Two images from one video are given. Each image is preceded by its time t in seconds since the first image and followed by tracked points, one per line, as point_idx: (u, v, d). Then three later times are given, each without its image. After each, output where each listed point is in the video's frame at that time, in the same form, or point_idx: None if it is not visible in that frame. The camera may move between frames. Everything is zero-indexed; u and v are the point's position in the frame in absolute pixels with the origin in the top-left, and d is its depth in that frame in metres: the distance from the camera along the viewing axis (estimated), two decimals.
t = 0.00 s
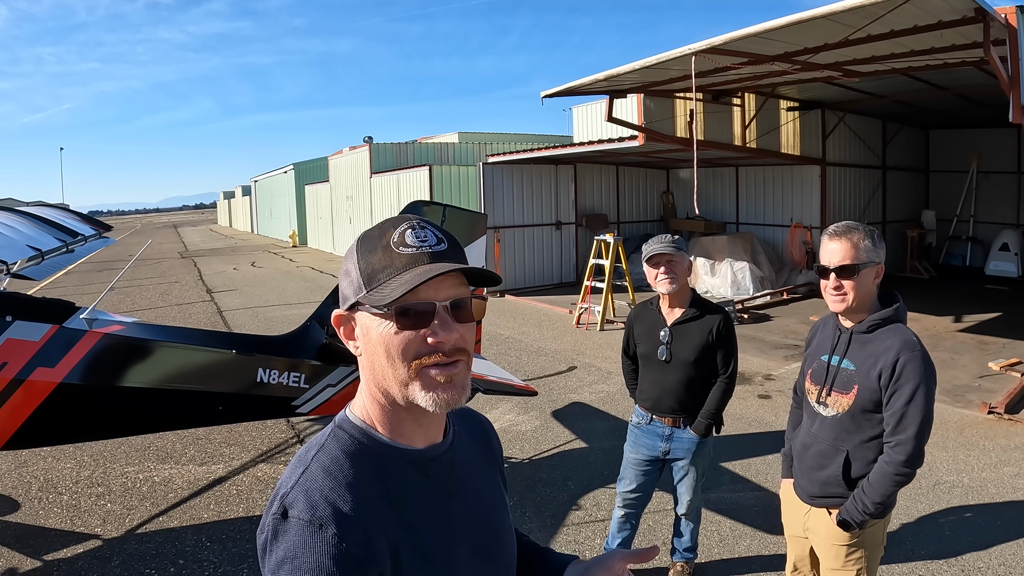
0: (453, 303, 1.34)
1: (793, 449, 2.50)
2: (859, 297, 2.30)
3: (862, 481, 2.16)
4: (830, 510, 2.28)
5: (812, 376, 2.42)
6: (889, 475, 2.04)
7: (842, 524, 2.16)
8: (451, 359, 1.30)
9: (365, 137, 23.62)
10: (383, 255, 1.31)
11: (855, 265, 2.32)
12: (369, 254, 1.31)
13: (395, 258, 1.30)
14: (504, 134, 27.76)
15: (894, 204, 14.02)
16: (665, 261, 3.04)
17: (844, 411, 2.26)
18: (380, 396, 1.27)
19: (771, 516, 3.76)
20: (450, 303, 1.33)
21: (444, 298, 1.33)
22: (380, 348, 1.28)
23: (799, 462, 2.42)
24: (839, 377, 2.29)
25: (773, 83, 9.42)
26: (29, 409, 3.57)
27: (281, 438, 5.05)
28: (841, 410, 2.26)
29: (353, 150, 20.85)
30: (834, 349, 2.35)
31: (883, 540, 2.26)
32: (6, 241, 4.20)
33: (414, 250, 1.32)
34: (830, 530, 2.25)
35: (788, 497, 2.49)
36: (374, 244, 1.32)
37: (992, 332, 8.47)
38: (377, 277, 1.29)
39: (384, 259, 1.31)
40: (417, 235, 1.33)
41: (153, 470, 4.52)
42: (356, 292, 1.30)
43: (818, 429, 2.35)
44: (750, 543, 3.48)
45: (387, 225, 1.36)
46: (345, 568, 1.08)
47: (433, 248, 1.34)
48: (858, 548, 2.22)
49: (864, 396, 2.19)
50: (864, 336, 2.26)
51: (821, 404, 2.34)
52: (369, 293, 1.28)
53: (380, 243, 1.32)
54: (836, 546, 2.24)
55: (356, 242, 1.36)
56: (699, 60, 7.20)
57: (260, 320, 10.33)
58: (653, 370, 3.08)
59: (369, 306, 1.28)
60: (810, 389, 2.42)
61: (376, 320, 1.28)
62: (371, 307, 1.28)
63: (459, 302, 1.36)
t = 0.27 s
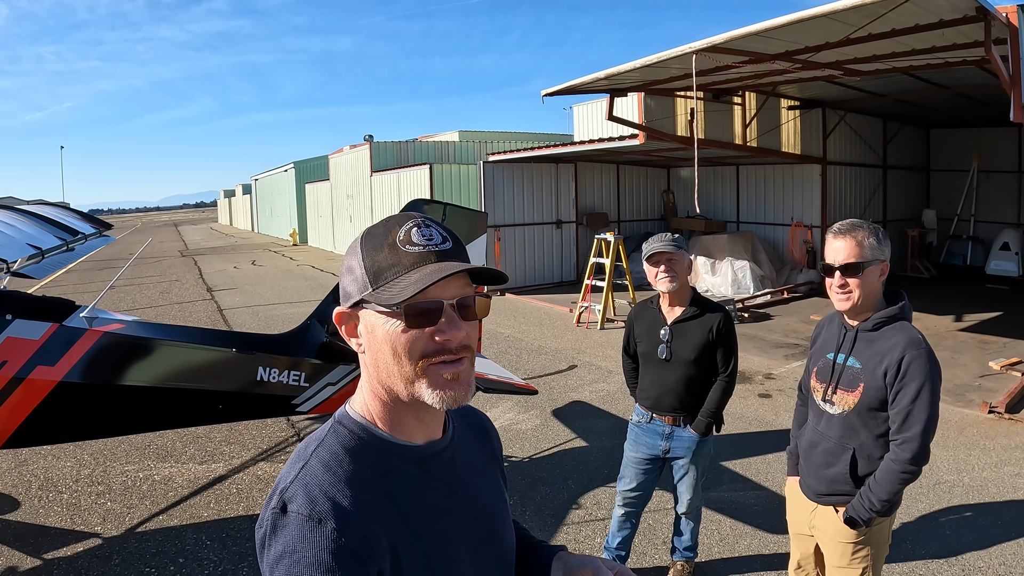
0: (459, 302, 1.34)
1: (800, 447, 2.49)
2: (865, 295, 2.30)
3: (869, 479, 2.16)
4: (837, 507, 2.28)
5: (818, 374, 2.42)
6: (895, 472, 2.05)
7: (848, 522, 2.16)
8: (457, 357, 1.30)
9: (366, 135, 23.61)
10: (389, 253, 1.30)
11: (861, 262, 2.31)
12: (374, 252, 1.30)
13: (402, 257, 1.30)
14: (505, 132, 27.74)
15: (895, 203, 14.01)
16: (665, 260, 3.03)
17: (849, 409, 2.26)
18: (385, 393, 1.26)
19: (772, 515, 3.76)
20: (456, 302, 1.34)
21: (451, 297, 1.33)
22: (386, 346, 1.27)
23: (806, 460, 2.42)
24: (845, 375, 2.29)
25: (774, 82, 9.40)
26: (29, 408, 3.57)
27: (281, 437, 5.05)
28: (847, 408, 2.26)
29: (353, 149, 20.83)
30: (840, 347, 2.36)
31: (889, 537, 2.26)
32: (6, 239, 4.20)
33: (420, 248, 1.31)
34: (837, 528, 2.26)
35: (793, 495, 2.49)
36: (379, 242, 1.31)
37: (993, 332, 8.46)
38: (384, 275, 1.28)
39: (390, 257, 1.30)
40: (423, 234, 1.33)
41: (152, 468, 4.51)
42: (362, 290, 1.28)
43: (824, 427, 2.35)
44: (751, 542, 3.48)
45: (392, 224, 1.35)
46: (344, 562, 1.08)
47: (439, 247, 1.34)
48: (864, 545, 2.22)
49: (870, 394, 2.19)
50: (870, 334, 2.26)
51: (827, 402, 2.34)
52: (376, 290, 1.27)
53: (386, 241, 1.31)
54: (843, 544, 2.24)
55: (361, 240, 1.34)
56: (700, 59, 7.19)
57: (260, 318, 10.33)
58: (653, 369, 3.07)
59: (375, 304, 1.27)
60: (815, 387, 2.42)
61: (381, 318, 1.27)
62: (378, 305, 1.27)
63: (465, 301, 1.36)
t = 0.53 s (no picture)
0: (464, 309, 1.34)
1: (802, 449, 2.49)
2: (859, 298, 2.30)
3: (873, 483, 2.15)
4: (839, 511, 2.27)
5: (821, 377, 2.41)
6: (900, 476, 2.04)
7: (851, 525, 2.15)
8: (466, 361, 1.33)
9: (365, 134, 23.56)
10: (402, 265, 1.25)
11: (854, 267, 2.33)
12: (385, 263, 1.24)
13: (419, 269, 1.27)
14: (504, 131, 27.70)
15: (895, 202, 13.99)
16: (663, 261, 3.02)
17: (853, 412, 2.25)
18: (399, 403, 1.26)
19: (771, 517, 3.75)
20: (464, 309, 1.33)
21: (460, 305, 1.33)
22: (402, 358, 1.25)
23: (809, 463, 2.42)
24: (850, 378, 2.28)
25: (774, 81, 9.38)
26: (25, 408, 3.56)
27: (279, 436, 5.04)
28: (851, 412, 2.25)
29: (353, 147, 20.81)
30: (844, 350, 2.34)
31: (891, 541, 2.25)
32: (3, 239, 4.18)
33: (432, 259, 1.29)
34: (840, 531, 2.25)
35: (796, 497, 2.49)
36: (387, 250, 1.25)
37: (992, 332, 8.46)
38: (400, 288, 1.23)
39: (404, 269, 1.25)
40: (431, 243, 1.31)
41: (150, 468, 4.51)
42: (374, 302, 1.23)
43: (828, 429, 2.34)
44: (750, 544, 3.47)
45: (395, 232, 1.28)
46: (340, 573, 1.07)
47: (443, 256, 1.34)
48: (866, 549, 2.21)
49: (875, 398, 2.18)
50: (874, 337, 2.25)
51: (831, 405, 2.33)
52: (392, 303, 1.22)
53: (398, 252, 1.26)
54: (845, 547, 2.23)
55: (359, 246, 1.25)
56: (700, 58, 7.18)
57: (259, 317, 10.31)
58: (651, 370, 3.06)
59: (391, 317, 1.23)
60: (819, 390, 2.41)
61: (397, 331, 1.24)
62: (394, 319, 1.23)
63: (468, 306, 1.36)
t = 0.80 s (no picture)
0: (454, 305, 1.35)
1: (803, 452, 2.48)
2: (853, 304, 2.33)
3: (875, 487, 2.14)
4: (840, 514, 2.26)
5: (822, 380, 2.40)
6: (903, 482, 2.03)
7: (852, 528, 2.15)
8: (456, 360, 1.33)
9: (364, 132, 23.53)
10: (395, 263, 1.24)
11: (845, 272, 2.34)
12: (378, 260, 1.23)
13: (412, 267, 1.27)
14: (503, 129, 27.66)
15: (894, 202, 13.98)
16: (663, 261, 3.01)
17: (855, 417, 2.24)
18: (392, 401, 1.25)
19: (770, 518, 3.74)
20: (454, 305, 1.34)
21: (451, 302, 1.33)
22: (395, 356, 1.24)
23: (810, 466, 2.41)
24: (852, 383, 2.26)
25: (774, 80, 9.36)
26: (21, 408, 3.54)
27: (277, 436, 5.03)
28: (854, 416, 2.24)
29: (352, 146, 20.77)
30: (846, 354, 2.33)
31: (891, 545, 2.25)
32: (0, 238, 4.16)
33: (423, 258, 1.30)
34: (840, 535, 2.24)
35: (796, 499, 2.48)
36: (381, 249, 1.24)
37: (992, 332, 8.45)
38: (394, 286, 1.23)
39: (397, 267, 1.24)
40: (421, 243, 1.32)
41: (147, 468, 4.49)
42: (366, 300, 1.21)
43: (829, 433, 2.33)
44: (749, 545, 3.46)
45: (386, 231, 1.28)
46: None
47: (432, 256, 1.34)
48: (866, 553, 2.20)
49: (877, 403, 2.17)
50: (876, 342, 2.24)
51: (833, 409, 2.32)
52: (388, 303, 1.21)
53: (390, 251, 1.25)
54: (845, 551, 2.23)
55: (348, 246, 1.24)
56: (700, 56, 7.17)
57: (257, 316, 10.29)
58: (650, 370, 3.05)
59: (385, 314, 1.22)
60: (820, 393, 2.40)
61: (390, 328, 1.23)
62: (388, 316, 1.22)
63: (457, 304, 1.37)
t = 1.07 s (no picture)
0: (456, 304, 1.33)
1: (804, 453, 2.48)
2: (853, 305, 2.33)
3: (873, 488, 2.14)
4: (840, 515, 2.26)
5: (825, 381, 2.39)
6: (898, 483, 2.03)
7: (851, 530, 2.16)
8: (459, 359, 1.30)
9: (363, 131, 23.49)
10: (394, 260, 1.24)
11: (844, 272, 2.34)
12: (376, 258, 1.22)
13: (409, 265, 1.26)
14: (503, 128, 27.63)
15: (894, 202, 13.99)
16: (665, 261, 3.00)
17: (856, 419, 2.23)
18: (391, 400, 1.24)
19: (772, 518, 3.74)
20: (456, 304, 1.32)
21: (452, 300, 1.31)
22: (395, 355, 1.23)
23: (810, 467, 2.41)
24: (853, 384, 2.26)
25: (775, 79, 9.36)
26: (21, 408, 3.53)
27: (277, 435, 5.02)
28: (854, 418, 2.24)
29: (352, 144, 20.75)
30: (849, 354, 2.32)
31: (892, 547, 2.25)
32: None
33: (423, 256, 1.28)
34: (840, 536, 2.24)
35: (797, 500, 2.48)
36: (380, 246, 1.24)
37: (992, 332, 8.46)
38: (392, 283, 1.22)
39: (395, 264, 1.23)
40: (420, 241, 1.30)
41: (147, 468, 4.48)
42: (366, 298, 1.21)
43: (830, 434, 2.33)
44: (751, 545, 3.46)
45: (387, 229, 1.28)
46: None
47: (434, 253, 1.32)
48: (868, 554, 2.21)
49: (877, 404, 2.17)
50: (880, 343, 2.23)
51: (835, 410, 2.32)
52: (385, 300, 1.21)
53: (389, 249, 1.24)
54: (845, 552, 2.23)
55: (349, 244, 1.24)
56: (701, 56, 7.15)
57: (257, 314, 10.27)
58: (652, 372, 3.04)
59: (383, 312, 1.21)
60: (823, 394, 2.39)
61: (389, 327, 1.22)
62: (386, 314, 1.21)
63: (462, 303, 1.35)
